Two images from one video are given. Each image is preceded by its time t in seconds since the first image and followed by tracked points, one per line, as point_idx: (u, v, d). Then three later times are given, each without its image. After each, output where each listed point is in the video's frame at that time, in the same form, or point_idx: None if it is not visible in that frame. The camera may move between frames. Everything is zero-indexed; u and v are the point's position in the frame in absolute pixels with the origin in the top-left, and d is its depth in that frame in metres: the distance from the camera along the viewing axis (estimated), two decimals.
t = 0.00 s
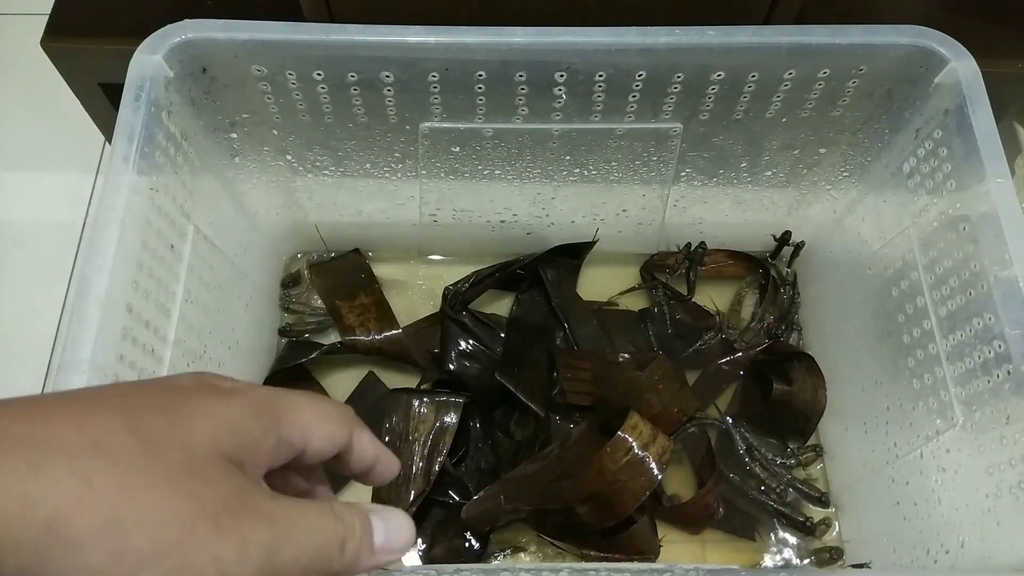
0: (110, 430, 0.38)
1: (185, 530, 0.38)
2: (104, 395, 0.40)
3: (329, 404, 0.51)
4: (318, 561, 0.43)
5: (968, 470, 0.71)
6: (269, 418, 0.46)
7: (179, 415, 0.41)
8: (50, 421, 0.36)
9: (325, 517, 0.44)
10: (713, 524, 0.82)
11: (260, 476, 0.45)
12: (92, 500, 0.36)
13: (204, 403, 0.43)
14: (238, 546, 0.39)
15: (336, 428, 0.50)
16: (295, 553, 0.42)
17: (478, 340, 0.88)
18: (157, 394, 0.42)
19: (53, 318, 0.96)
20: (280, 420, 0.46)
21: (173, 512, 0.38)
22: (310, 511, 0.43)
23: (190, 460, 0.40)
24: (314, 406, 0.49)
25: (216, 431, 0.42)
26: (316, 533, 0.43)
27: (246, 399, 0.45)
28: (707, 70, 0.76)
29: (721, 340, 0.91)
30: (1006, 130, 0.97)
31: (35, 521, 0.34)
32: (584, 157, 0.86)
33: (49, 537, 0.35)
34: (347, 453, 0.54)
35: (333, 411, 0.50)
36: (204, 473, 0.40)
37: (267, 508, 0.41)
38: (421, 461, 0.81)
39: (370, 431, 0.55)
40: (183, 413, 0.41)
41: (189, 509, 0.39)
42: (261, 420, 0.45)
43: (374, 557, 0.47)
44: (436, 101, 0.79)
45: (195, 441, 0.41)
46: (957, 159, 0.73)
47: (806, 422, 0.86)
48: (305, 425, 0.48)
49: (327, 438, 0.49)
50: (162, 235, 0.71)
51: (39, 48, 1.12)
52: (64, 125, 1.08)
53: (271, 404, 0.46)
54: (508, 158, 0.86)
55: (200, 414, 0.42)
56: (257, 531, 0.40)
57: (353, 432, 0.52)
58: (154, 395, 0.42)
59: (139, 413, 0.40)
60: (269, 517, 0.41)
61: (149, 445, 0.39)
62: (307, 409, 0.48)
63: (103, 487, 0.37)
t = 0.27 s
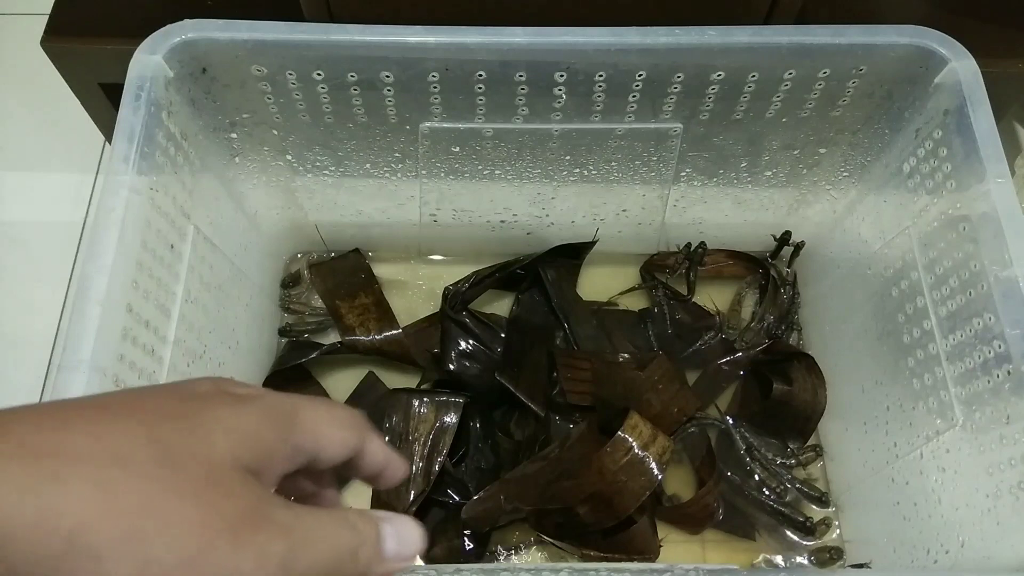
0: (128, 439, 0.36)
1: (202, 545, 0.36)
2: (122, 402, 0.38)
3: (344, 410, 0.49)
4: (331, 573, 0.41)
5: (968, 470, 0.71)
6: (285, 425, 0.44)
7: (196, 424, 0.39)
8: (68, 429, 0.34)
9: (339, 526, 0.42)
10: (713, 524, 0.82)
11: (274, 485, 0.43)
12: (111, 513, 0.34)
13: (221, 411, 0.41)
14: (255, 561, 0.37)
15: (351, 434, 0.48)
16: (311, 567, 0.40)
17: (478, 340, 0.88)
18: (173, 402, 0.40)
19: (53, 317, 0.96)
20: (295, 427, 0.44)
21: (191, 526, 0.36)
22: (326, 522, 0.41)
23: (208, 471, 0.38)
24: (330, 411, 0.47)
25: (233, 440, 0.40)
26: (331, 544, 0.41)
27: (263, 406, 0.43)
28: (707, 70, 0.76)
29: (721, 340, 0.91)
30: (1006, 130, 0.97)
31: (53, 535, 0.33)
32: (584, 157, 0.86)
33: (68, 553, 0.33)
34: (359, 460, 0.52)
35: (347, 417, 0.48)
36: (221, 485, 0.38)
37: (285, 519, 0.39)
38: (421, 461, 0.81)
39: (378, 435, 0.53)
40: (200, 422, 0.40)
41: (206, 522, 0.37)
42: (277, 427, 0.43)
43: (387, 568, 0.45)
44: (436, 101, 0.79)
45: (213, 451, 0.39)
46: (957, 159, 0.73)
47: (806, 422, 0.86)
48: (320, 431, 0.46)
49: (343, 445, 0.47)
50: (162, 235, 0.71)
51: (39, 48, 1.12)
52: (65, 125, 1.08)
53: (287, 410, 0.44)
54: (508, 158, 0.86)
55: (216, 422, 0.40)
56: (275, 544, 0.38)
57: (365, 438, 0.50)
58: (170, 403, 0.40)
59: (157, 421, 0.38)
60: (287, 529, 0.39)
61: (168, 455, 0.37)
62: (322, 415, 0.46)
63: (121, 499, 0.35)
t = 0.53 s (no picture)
0: (145, 442, 0.36)
1: (218, 546, 0.36)
2: (138, 401, 0.37)
3: (355, 400, 0.48)
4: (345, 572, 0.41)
5: (968, 471, 0.71)
6: (299, 420, 0.43)
7: (212, 424, 0.39)
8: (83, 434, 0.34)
9: (352, 526, 0.41)
10: (712, 524, 0.82)
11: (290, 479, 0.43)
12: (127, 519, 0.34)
13: (237, 408, 0.40)
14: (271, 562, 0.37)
15: (364, 428, 0.48)
16: (325, 566, 0.40)
17: (478, 340, 0.88)
18: (191, 399, 0.39)
19: (53, 317, 0.96)
20: (308, 422, 0.44)
21: (207, 529, 0.36)
22: (337, 519, 0.41)
23: (225, 472, 0.38)
24: (341, 403, 0.47)
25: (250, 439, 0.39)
26: (344, 543, 0.41)
27: (277, 402, 0.42)
28: (707, 70, 0.76)
29: (721, 339, 0.91)
30: (1006, 130, 0.97)
31: (73, 540, 0.33)
32: (584, 157, 0.86)
33: (86, 560, 0.33)
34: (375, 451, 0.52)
35: (360, 408, 0.48)
36: (238, 485, 0.38)
37: (299, 521, 0.39)
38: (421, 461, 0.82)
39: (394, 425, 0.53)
40: (216, 420, 0.39)
41: (223, 523, 0.36)
42: (292, 422, 0.42)
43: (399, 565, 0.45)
44: (436, 101, 0.79)
45: (230, 451, 0.38)
46: (957, 159, 0.73)
47: (806, 423, 0.86)
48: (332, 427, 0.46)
49: (355, 437, 0.47)
50: (162, 235, 0.71)
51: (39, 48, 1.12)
52: (64, 125, 1.08)
53: (300, 406, 0.44)
54: (508, 158, 0.86)
55: (233, 420, 0.40)
56: (290, 546, 0.38)
57: (378, 429, 0.50)
58: (187, 401, 0.39)
59: (174, 421, 0.37)
60: (302, 530, 0.39)
61: (185, 456, 0.37)
62: (333, 408, 0.46)
63: (138, 502, 0.34)
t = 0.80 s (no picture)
0: (131, 451, 0.36)
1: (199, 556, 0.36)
2: (125, 408, 0.38)
3: (336, 422, 0.50)
4: None
5: (968, 471, 0.71)
6: (282, 436, 0.44)
7: (196, 434, 0.39)
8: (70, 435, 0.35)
9: (332, 542, 0.42)
10: (712, 524, 0.82)
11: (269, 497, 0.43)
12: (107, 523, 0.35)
13: (221, 421, 0.41)
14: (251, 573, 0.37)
15: (340, 450, 0.49)
16: None
17: (478, 340, 0.88)
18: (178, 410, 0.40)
19: (53, 317, 0.96)
20: (290, 440, 0.45)
21: (186, 537, 0.36)
22: (317, 534, 0.41)
23: (207, 482, 0.38)
24: (321, 425, 0.48)
25: (232, 451, 0.40)
26: (322, 560, 0.41)
27: (263, 417, 0.43)
28: (707, 70, 0.76)
29: (721, 339, 0.91)
30: (1006, 130, 0.97)
31: (57, 542, 0.33)
32: (584, 157, 0.86)
33: (69, 563, 0.34)
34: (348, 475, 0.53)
35: (341, 430, 0.50)
36: (220, 496, 0.38)
37: (279, 535, 0.39)
38: (422, 461, 0.82)
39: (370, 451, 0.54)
40: (200, 431, 0.40)
41: (205, 534, 0.37)
42: (276, 439, 0.43)
43: None
44: (436, 101, 0.79)
45: (212, 461, 0.39)
46: (957, 159, 0.73)
47: (806, 422, 0.86)
48: (311, 446, 0.46)
49: (334, 459, 0.48)
50: (162, 235, 0.71)
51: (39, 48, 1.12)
52: (65, 125, 1.08)
53: (284, 423, 0.44)
54: (508, 158, 0.86)
55: (217, 433, 0.40)
56: (269, 560, 0.38)
57: (357, 452, 0.51)
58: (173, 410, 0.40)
59: (159, 429, 0.38)
60: (281, 544, 0.39)
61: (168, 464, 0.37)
62: (317, 428, 0.47)
63: (123, 509, 0.35)
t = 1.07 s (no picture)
0: (133, 451, 0.37)
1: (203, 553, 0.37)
2: (124, 408, 0.39)
3: (338, 416, 0.49)
4: None
5: (968, 471, 0.71)
6: (284, 432, 0.44)
7: (198, 430, 0.40)
8: (72, 435, 0.35)
9: (334, 536, 0.43)
10: (713, 524, 0.82)
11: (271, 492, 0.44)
12: (111, 522, 0.35)
13: (222, 417, 0.42)
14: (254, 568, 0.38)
15: (344, 442, 0.49)
16: None
17: (478, 340, 0.88)
18: (179, 410, 0.40)
19: (53, 317, 0.96)
20: (292, 435, 0.45)
21: (191, 533, 0.37)
22: (318, 529, 0.42)
23: (210, 478, 0.39)
24: (324, 418, 0.48)
25: (234, 447, 0.41)
26: (325, 553, 0.42)
27: (263, 412, 0.43)
28: (707, 70, 0.76)
29: (721, 339, 0.91)
30: (1005, 130, 0.98)
31: (62, 542, 0.34)
32: (584, 157, 0.86)
33: (74, 562, 0.34)
34: (352, 467, 0.53)
35: (343, 425, 0.49)
36: (222, 493, 0.39)
37: (283, 529, 0.40)
38: (421, 461, 0.81)
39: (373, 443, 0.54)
40: (202, 428, 0.40)
41: (208, 531, 0.37)
42: (278, 434, 0.44)
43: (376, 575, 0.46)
44: (436, 101, 0.79)
45: (215, 458, 0.40)
46: (957, 159, 0.73)
47: (806, 423, 0.86)
48: (314, 441, 0.47)
49: (339, 454, 0.48)
50: (162, 235, 0.71)
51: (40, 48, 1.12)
52: (65, 125, 1.08)
53: (285, 418, 0.45)
54: (508, 158, 0.86)
55: (218, 431, 0.41)
56: (273, 553, 0.39)
57: (360, 447, 0.50)
58: (173, 409, 0.40)
59: (160, 428, 0.39)
60: (285, 538, 0.40)
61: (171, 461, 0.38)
62: (319, 423, 0.47)
63: (126, 508, 0.36)
